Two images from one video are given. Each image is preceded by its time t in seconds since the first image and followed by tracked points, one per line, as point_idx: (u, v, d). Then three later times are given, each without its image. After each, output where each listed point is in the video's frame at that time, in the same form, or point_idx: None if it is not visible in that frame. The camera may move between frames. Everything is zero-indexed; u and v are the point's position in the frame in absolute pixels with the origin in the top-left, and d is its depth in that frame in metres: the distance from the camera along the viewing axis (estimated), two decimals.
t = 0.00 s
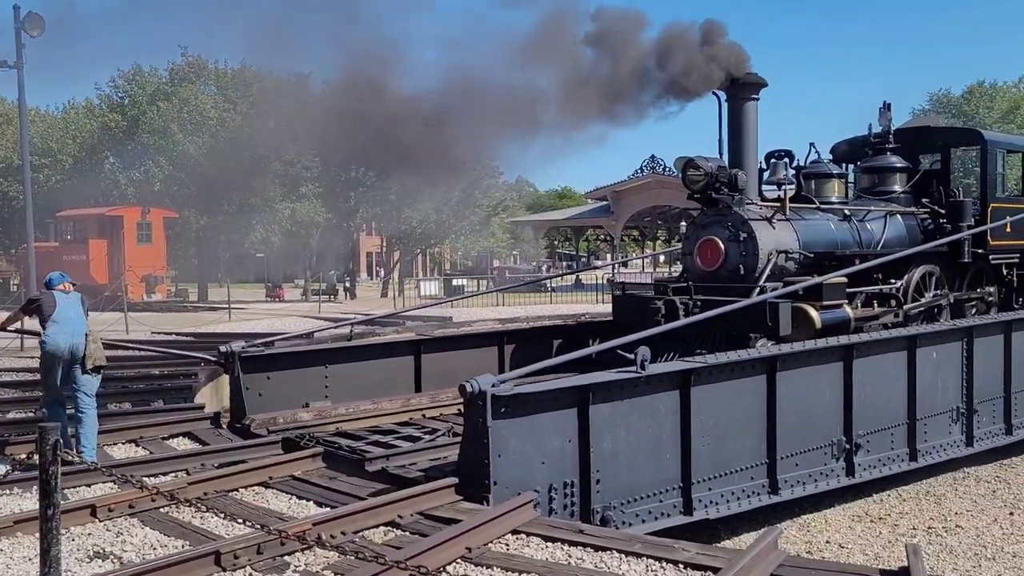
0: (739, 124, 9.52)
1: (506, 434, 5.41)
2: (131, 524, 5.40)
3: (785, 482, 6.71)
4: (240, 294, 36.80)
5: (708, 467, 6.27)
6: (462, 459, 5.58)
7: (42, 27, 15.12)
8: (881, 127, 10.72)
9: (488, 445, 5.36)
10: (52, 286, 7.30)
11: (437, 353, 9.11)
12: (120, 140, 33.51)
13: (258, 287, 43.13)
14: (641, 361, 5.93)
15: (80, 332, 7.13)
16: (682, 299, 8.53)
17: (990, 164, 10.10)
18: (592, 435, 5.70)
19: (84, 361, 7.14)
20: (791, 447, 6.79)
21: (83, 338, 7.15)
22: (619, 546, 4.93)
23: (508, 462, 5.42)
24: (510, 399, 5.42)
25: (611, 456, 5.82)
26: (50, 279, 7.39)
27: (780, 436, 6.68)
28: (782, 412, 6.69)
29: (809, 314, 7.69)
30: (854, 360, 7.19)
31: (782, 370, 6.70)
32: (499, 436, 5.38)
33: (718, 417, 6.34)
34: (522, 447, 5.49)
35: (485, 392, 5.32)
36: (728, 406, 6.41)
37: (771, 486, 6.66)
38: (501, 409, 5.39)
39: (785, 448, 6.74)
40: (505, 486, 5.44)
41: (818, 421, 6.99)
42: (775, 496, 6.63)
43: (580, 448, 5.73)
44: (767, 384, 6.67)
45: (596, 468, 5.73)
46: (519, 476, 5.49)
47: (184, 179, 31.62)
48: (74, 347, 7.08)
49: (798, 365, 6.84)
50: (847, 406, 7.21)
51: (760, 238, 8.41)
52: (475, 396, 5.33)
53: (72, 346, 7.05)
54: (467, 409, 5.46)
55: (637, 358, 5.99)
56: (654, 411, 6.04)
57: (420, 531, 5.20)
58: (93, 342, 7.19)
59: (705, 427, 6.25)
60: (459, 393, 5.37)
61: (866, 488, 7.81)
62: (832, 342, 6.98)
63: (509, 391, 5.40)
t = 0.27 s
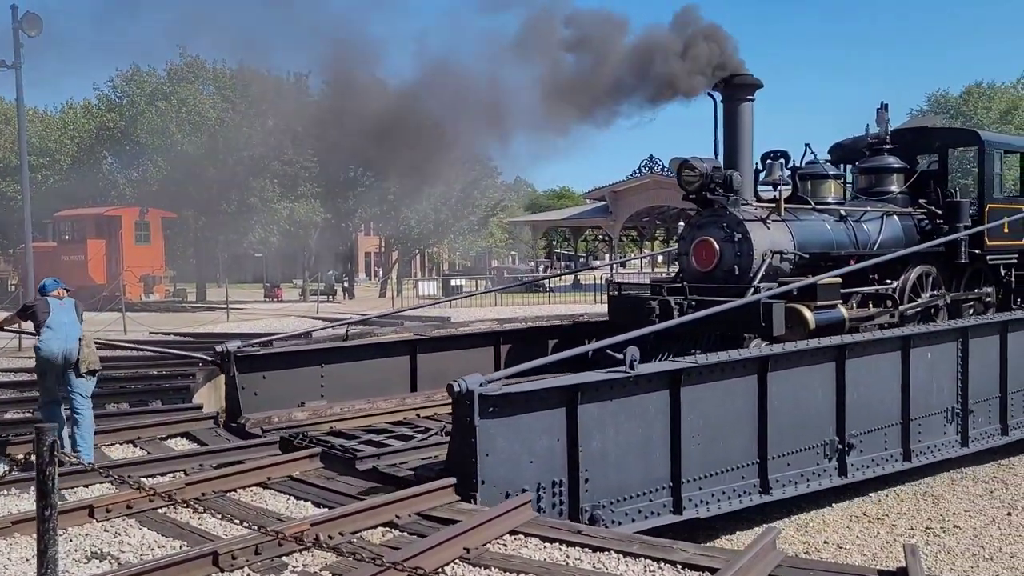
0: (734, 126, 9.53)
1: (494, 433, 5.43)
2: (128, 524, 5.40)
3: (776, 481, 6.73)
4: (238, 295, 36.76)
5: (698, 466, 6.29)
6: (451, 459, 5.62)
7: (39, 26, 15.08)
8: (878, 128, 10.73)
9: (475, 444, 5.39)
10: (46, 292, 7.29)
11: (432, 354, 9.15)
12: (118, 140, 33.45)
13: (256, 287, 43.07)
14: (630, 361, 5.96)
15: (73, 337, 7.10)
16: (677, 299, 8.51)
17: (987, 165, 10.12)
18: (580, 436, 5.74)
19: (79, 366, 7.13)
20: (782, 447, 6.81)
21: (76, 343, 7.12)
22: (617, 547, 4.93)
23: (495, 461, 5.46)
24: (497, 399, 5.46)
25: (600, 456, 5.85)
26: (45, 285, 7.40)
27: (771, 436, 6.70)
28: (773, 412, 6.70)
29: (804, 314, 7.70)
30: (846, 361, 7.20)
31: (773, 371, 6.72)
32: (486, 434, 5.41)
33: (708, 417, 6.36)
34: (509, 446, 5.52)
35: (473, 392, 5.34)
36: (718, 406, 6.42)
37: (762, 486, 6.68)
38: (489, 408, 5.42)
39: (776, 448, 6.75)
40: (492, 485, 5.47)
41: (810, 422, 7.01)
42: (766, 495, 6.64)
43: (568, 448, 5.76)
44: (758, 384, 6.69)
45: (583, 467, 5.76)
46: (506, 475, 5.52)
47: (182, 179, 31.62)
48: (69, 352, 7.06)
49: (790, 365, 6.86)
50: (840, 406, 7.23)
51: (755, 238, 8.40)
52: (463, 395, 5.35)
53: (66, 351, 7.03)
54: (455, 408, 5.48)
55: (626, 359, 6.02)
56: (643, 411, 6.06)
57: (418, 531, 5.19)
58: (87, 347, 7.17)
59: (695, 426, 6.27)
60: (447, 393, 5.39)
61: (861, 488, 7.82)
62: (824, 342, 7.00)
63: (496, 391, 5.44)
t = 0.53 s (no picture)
0: (727, 128, 9.54)
1: (480, 433, 5.44)
2: (124, 526, 5.39)
3: (766, 482, 6.75)
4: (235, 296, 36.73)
5: (687, 467, 6.31)
6: (436, 459, 5.64)
7: (35, 27, 15.08)
8: (873, 130, 10.75)
9: (462, 444, 5.41)
10: (40, 297, 7.28)
11: (426, 355, 9.18)
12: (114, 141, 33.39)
13: (252, 288, 43.04)
14: (618, 362, 5.97)
15: (64, 343, 7.06)
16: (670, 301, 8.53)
17: (981, 167, 10.14)
18: (568, 436, 5.76)
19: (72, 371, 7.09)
20: (771, 448, 6.83)
21: (67, 349, 7.08)
22: (615, 548, 4.93)
23: (483, 461, 5.48)
24: (484, 399, 5.47)
25: (589, 456, 5.87)
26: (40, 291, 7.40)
27: (760, 436, 6.72)
28: (762, 412, 6.73)
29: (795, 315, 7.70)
30: (837, 362, 7.22)
31: (762, 372, 6.75)
32: (473, 435, 5.42)
33: (698, 417, 6.39)
34: (496, 446, 5.54)
35: (459, 392, 5.33)
36: (707, 406, 6.44)
37: (752, 486, 6.70)
38: (476, 409, 5.44)
39: (766, 449, 6.77)
40: (479, 484, 5.50)
41: (801, 422, 7.03)
42: (755, 496, 6.67)
43: (556, 448, 5.78)
44: (747, 385, 6.71)
45: (571, 468, 5.79)
46: (494, 474, 5.54)
47: (178, 180, 31.59)
48: (60, 358, 7.02)
49: (780, 366, 6.87)
50: (831, 407, 7.24)
51: (748, 240, 8.41)
52: (449, 396, 5.34)
53: (56, 357, 7.00)
54: (442, 409, 5.48)
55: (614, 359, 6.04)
56: (631, 411, 6.08)
57: (415, 533, 5.18)
58: (78, 352, 7.08)
59: (684, 427, 6.29)
60: (433, 393, 5.40)
61: (854, 490, 7.84)
62: (815, 343, 7.01)
63: (484, 392, 5.44)
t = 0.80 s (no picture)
0: (718, 129, 9.58)
1: (464, 433, 5.52)
2: (116, 527, 5.38)
3: (753, 482, 6.82)
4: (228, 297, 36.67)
5: (673, 466, 6.39)
6: (421, 459, 5.70)
7: (28, 27, 15.04)
8: (865, 131, 10.78)
9: (445, 444, 5.48)
10: (27, 286, 7.37)
11: (419, 355, 9.21)
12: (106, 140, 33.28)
13: (246, 290, 42.94)
14: (602, 362, 6.04)
15: (51, 329, 7.13)
16: (659, 302, 8.57)
17: (973, 169, 10.18)
18: (552, 436, 5.83)
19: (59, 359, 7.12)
20: (757, 448, 6.90)
21: (55, 336, 7.13)
22: (610, 549, 4.92)
23: (466, 460, 5.55)
24: (468, 399, 5.55)
25: (573, 456, 5.94)
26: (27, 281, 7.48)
27: (747, 436, 6.79)
28: (748, 412, 6.80)
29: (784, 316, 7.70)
30: (825, 362, 7.28)
31: (749, 372, 6.81)
32: (456, 433, 5.49)
33: (683, 417, 6.46)
34: (479, 446, 5.62)
35: (443, 392, 5.40)
36: (691, 406, 6.52)
37: (738, 486, 6.77)
38: (460, 409, 5.51)
39: (752, 449, 6.84)
40: (461, 483, 5.57)
41: (788, 423, 7.09)
42: (741, 495, 6.74)
43: (540, 448, 5.86)
44: (733, 385, 6.79)
45: (556, 467, 5.85)
46: (477, 474, 5.61)
47: (171, 181, 31.56)
48: (47, 345, 7.09)
49: (766, 367, 6.94)
50: (818, 408, 7.30)
51: (737, 241, 8.43)
52: (433, 395, 5.40)
53: (44, 343, 7.06)
54: (426, 409, 5.54)
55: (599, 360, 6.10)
56: (616, 412, 6.16)
57: (409, 533, 5.17)
58: (65, 341, 7.10)
59: (669, 426, 6.38)
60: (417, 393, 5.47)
61: (845, 490, 7.87)
62: (802, 344, 7.07)
63: (467, 391, 5.52)
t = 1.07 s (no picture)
0: (711, 129, 9.61)
1: (450, 432, 5.58)
2: (113, 527, 5.37)
3: (742, 480, 6.88)
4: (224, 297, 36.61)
5: (661, 465, 6.46)
6: (408, 459, 5.74)
7: (23, 26, 15.02)
8: (860, 132, 10.80)
9: (433, 442, 5.53)
10: (21, 282, 7.43)
11: (412, 354, 9.23)
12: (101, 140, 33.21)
13: (241, 289, 42.87)
14: (590, 362, 6.11)
15: (51, 325, 7.22)
16: (652, 302, 8.58)
17: (966, 169, 10.20)
18: (540, 435, 5.89)
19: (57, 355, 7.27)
20: (747, 447, 6.96)
21: (55, 332, 7.29)
22: (605, 548, 4.93)
23: (453, 458, 5.61)
24: (455, 398, 5.60)
25: (561, 455, 6.01)
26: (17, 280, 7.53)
27: (736, 435, 6.86)
28: (737, 411, 6.87)
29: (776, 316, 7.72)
30: (814, 362, 7.34)
31: (738, 372, 6.89)
32: (443, 432, 5.55)
33: (671, 416, 6.54)
34: (467, 444, 5.67)
35: (429, 391, 5.48)
36: (680, 406, 6.59)
37: (727, 484, 6.84)
38: (448, 408, 5.57)
39: (742, 448, 6.91)
40: (450, 481, 5.62)
41: (778, 422, 7.16)
42: (730, 494, 6.81)
43: (528, 447, 5.92)
44: (722, 385, 6.85)
45: (543, 465, 5.92)
46: (465, 472, 5.67)
47: (167, 181, 31.52)
48: (49, 340, 7.21)
49: (755, 367, 7.01)
50: (808, 407, 7.36)
51: (730, 241, 8.44)
52: (419, 394, 5.49)
53: (47, 337, 7.16)
54: (413, 409, 5.61)
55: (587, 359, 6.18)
56: (605, 411, 6.22)
57: (405, 533, 5.18)
58: (67, 338, 7.35)
59: (659, 425, 6.46)
60: (404, 393, 5.56)
61: (837, 489, 7.91)
62: (791, 344, 7.13)
63: (453, 390, 5.58)
